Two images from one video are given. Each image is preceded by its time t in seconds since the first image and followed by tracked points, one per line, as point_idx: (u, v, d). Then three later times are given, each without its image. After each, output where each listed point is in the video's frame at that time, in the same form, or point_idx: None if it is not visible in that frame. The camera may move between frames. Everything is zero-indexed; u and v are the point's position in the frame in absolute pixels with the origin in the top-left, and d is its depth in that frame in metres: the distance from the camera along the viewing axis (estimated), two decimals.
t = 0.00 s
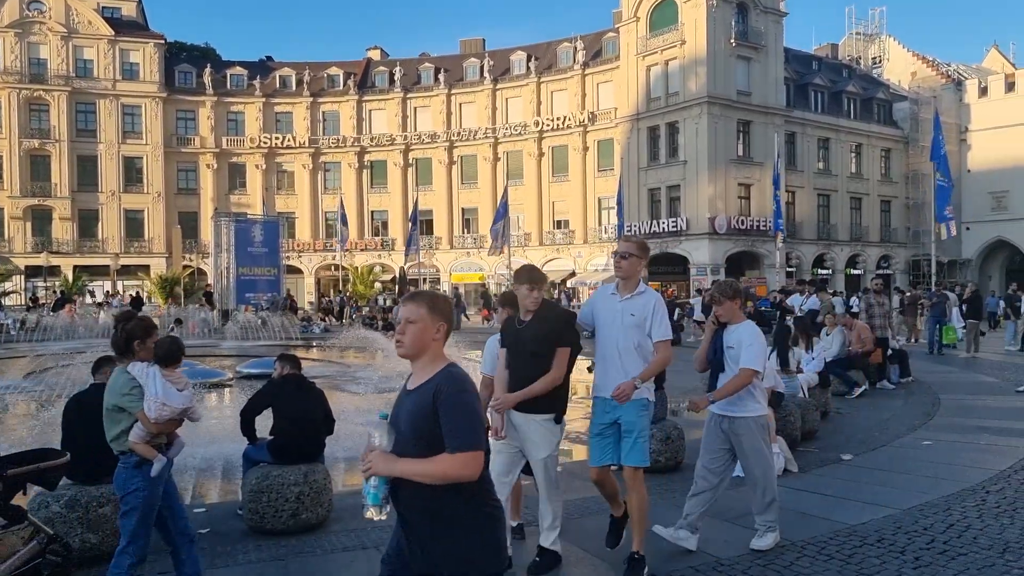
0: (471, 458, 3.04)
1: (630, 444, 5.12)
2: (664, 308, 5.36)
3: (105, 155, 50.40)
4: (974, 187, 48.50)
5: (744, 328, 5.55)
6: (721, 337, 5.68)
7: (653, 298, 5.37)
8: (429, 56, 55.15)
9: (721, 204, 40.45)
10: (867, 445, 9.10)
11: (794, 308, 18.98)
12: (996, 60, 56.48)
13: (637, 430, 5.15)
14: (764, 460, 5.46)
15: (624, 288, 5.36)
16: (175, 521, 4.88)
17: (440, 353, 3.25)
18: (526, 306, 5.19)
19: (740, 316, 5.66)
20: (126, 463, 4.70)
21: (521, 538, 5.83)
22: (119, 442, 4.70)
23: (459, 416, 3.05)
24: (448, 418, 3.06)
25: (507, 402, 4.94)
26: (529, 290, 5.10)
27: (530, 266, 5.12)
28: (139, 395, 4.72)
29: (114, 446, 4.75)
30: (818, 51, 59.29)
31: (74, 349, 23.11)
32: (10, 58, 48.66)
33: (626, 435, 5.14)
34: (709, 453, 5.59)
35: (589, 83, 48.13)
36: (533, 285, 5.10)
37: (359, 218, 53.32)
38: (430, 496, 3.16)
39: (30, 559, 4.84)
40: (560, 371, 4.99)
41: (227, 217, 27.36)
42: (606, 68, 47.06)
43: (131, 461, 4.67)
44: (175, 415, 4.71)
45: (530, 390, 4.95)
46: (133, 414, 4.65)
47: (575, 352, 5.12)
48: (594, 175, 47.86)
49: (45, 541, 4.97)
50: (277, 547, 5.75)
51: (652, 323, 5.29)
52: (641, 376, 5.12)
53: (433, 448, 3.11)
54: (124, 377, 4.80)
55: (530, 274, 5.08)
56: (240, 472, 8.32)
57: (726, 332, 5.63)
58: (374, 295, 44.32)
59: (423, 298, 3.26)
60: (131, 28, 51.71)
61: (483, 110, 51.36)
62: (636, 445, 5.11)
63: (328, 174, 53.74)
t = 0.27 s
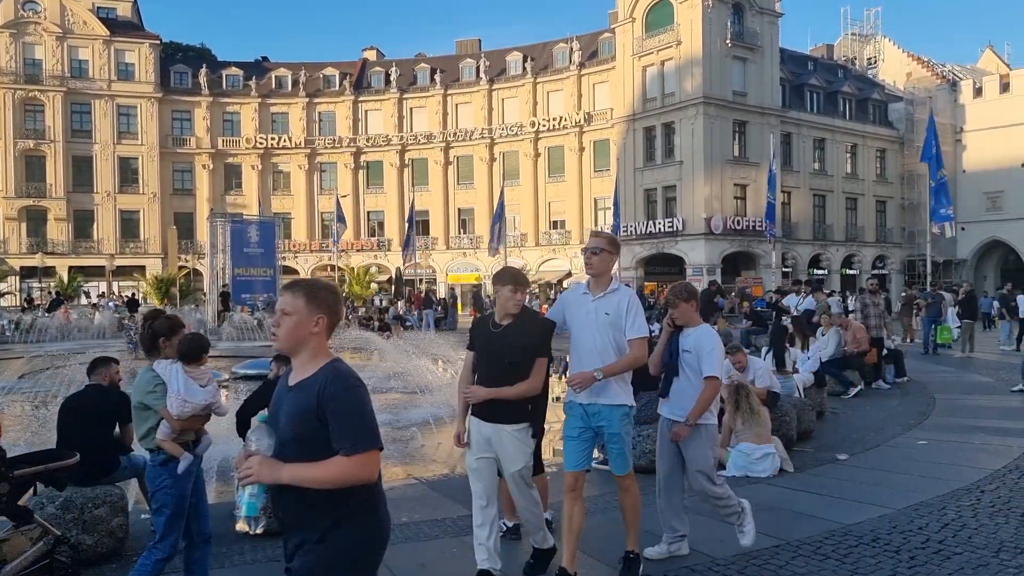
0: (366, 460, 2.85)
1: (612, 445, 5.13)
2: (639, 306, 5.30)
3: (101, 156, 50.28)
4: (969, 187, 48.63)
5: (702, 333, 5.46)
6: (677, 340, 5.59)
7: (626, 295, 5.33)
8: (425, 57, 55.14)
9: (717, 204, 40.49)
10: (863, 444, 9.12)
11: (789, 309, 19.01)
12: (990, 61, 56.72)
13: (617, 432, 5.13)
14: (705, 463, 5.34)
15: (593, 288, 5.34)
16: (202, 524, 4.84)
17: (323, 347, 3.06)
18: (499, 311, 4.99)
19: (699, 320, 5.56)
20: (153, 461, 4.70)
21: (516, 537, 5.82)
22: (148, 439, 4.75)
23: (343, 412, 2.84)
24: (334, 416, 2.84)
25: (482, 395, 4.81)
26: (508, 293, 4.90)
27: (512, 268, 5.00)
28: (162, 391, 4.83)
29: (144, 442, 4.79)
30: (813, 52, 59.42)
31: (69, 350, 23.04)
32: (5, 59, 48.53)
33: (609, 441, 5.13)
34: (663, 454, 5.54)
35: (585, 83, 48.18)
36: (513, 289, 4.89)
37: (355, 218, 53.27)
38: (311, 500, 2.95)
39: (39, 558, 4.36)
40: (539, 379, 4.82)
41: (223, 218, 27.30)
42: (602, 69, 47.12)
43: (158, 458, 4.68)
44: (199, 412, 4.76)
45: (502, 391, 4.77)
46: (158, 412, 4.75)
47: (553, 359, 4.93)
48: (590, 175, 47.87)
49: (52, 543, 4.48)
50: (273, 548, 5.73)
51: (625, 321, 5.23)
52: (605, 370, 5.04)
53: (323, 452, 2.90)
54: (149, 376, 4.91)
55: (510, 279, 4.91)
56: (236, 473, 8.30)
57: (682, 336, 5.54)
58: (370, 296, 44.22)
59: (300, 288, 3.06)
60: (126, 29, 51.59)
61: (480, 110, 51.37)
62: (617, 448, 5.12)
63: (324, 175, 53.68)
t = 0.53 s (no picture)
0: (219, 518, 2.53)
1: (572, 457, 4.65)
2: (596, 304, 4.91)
3: (96, 156, 50.16)
4: (964, 188, 48.74)
5: (671, 332, 5.34)
6: (643, 339, 5.41)
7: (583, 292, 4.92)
8: (421, 57, 55.12)
9: (713, 205, 40.54)
10: (857, 444, 9.14)
11: (785, 309, 19.03)
12: (985, 62, 56.91)
13: (578, 443, 4.65)
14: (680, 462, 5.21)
15: (545, 287, 4.92)
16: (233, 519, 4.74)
17: (182, 377, 2.67)
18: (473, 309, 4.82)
19: (663, 319, 5.46)
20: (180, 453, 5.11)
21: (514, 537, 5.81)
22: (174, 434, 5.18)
23: (197, 456, 2.50)
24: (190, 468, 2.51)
25: (492, 395, 4.63)
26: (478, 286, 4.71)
27: (481, 261, 4.76)
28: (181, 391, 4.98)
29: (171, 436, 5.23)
30: (809, 52, 59.53)
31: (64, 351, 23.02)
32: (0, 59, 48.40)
33: (569, 454, 4.65)
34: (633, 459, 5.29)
35: (581, 83, 48.22)
36: (484, 282, 4.71)
37: (351, 219, 53.21)
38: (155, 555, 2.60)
39: (51, 557, 4.29)
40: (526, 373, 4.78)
41: (218, 218, 27.25)
42: (598, 69, 47.16)
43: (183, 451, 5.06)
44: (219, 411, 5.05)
45: (504, 386, 4.68)
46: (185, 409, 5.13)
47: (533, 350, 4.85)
48: (587, 175, 47.88)
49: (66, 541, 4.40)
50: (269, 549, 5.71)
51: (583, 318, 4.84)
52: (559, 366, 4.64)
53: (169, 501, 2.57)
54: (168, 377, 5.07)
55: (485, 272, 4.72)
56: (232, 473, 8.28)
57: (650, 334, 5.38)
58: (367, 296, 44.16)
59: (153, 308, 2.64)
60: (122, 28, 51.46)
61: (476, 111, 51.36)
62: (578, 463, 4.64)
63: (320, 175, 53.61)
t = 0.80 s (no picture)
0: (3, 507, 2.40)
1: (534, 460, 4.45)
2: (560, 304, 4.70)
3: (92, 157, 50.06)
4: (959, 187, 48.83)
5: (645, 339, 5.08)
6: (617, 347, 5.18)
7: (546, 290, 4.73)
8: (417, 57, 55.09)
9: (709, 205, 40.57)
10: (854, 444, 9.14)
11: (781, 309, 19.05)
12: (980, 62, 57.05)
13: (537, 445, 4.46)
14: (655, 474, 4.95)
15: (508, 289, 4.73)
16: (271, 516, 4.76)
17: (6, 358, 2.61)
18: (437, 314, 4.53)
19: (639, 324, 5.19)
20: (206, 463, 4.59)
21: (511, 538, 5.80)
22: (201, 442, 4.64)
23: None
24: None
25: (476, 403, 4.47)
26: (445, 293, 4.41)
27: (444, 266, 4.45)
28: (219, 395, 4.74)
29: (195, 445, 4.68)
30: (805, 52, 59.63)
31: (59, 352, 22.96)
32: None
33: (524, 456, 4.46)
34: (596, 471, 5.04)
35: (578, 84, 48.24)
36: (449, 289, 4.41)
37: (347, 219, 53.16)
38: None
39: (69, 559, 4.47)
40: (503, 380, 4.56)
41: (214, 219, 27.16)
42: (594, 69, 47.21)
43: (213, 460, 4.59)
44: (253, 416, 4.73)
45: (489, 393, 4.52)
46: (217, 414, 4.65)
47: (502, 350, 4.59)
48: (583, 176, 47.90)
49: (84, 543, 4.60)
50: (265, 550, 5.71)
51: (545, 317, 4.62)
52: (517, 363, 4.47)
53: None
54: (202, 379, 4.81)
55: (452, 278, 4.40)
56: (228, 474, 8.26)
57: (624, 342, 5.14)
58: (363, 296, 44.11)
59: None
60: (117, 29, 51.34)
61: (472, 111, 51.34)
62: (535, 465, 4.43)
63: (316, 175, 53.58)
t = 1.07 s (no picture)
0: None
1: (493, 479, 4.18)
2: (527, 314, 4.39)
3: (83, 157, 49.85)
4: (951, 188, 49.01)
5: (609, 338, 4.95)
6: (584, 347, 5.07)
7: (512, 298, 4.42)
8: (410, 58, 55.05)
9: (702, 206, 40.63)
10: (847, 444, 9.17)
11: (774, 309, 19.10)
12: (971, 63, 57.33)
13: (498, 464, 4.19)
14: (622, 480, 4.82)
15: (474, 294, 4.39)
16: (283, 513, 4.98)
17: None
18: (389, 318, 4.19)
19: (608, 325, 5.05)
20: (238, 458, 4.92)
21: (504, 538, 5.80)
22: (231, 439, 4.93)
23: None
24: None
25: (430, 419, 4.12)
26: (397, 295, 4.12)
27: (395, 265, 4.17)
28: (251, 390, 4.99)
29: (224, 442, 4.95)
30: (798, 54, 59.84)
31: (51, 354, 22.86)
32: None
33: (487, 477, 4.20)
34: (563, 476, 4.96)
35: (571, 85, 48.29)
36: (402, 289, 4.12)
37: (341, 220, 53.06)
38: None
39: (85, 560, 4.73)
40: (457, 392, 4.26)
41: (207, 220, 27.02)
42: (587, 70, 47.28)
43: (244, 455, 4.91)
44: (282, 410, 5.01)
45: (444, 406, 4.16)
46: (247, 410, 4.91)
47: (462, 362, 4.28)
48: (577, 176, 47.92)
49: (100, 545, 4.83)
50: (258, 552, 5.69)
51: (510, 329, 4.31)
52: (476, 375, 4.16)
53: None
54: (228, 374, 5.04)
55: (403, 275, 4.13)
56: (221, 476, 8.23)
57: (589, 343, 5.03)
58: (357, 297, 44.03)
59: None
60: (109, 29, 51.12)
61: (466, 112, 51.31)
62: (494, 487, 4.17)
63: (309, 176, 53.49)
